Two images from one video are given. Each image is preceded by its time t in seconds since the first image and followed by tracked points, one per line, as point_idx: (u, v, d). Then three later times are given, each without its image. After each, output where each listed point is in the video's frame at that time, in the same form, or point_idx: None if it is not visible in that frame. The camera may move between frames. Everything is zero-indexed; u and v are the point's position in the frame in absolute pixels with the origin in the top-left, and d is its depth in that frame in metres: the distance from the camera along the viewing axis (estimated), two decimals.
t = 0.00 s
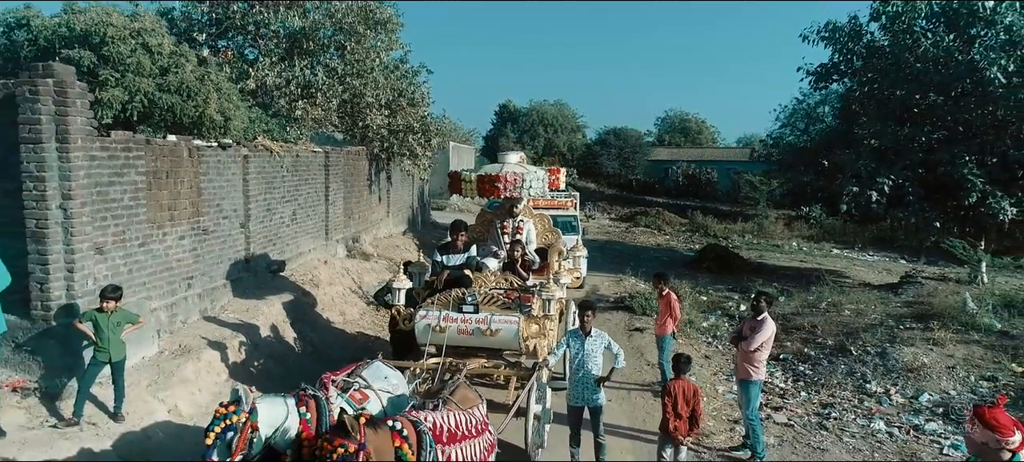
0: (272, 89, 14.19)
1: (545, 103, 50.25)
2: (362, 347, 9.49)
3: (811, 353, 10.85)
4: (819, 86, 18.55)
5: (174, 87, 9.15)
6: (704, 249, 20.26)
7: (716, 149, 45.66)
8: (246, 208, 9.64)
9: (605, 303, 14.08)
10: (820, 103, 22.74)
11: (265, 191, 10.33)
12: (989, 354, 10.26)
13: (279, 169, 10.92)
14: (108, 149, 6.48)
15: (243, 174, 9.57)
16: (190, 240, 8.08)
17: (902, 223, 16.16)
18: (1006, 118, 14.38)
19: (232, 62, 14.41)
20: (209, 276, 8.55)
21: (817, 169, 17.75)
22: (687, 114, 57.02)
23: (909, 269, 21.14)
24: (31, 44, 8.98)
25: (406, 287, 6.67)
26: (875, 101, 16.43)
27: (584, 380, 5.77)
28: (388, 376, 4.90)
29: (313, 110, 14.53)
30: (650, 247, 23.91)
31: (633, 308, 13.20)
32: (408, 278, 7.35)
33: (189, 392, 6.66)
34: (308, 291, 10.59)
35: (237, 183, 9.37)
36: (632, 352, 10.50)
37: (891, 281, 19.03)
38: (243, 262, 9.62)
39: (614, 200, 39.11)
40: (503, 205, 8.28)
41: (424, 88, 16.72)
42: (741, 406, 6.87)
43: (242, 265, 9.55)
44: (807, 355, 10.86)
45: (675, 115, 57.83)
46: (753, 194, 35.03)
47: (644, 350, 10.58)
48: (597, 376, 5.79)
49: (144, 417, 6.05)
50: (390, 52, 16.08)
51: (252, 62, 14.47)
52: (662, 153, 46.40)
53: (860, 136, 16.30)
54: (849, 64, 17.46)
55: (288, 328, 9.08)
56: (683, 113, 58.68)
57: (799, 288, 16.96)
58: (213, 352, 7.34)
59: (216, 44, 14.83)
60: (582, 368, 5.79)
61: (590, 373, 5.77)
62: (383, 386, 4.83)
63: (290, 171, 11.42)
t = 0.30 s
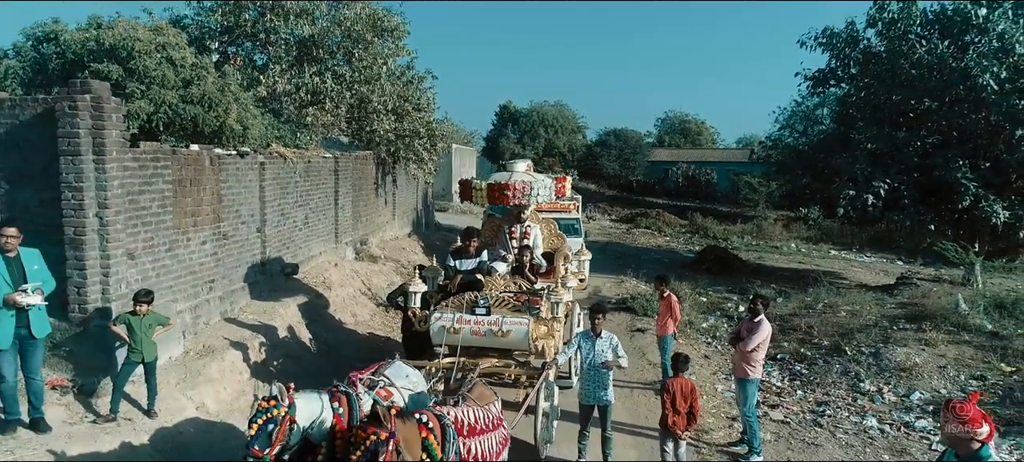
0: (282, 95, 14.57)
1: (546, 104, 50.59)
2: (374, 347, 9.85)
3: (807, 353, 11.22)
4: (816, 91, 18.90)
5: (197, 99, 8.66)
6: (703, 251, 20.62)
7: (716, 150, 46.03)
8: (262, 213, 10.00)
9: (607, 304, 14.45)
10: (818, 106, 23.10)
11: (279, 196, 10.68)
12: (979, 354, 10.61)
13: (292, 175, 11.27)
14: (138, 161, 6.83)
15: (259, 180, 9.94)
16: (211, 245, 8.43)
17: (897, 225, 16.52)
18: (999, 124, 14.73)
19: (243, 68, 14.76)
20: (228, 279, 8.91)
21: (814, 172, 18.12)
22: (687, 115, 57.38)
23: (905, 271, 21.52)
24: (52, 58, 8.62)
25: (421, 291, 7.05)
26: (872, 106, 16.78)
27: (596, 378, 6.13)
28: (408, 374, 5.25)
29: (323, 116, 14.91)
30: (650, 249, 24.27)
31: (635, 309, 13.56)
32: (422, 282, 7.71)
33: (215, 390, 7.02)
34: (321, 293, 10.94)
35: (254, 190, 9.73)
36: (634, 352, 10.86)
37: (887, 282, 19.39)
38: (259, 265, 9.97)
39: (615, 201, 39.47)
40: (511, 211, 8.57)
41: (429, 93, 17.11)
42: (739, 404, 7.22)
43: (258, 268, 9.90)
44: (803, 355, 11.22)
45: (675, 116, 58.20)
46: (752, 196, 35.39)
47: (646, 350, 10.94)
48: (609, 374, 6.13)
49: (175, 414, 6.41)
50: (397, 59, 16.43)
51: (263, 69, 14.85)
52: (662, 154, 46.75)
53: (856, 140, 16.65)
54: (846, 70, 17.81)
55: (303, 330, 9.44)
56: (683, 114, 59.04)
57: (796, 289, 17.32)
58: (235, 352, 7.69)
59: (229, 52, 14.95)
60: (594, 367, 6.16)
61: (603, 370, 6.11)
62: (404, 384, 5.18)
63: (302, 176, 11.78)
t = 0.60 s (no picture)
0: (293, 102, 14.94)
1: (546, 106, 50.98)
2: (385, 349, 10.23)
3: (804, 354, 11.59)
4: (815, 96, 19.25)
5: (219, 110, 8.94)
6: (703, 253, 21.00)
7: (715, 152, 46.43)
8: (278, 219, 10.37)
9: (610, 306, 14.82)
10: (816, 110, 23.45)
11: (294, 203, 11.05)
12: (970, 355, 10.98)
13: (305, 181, 11.63)
14: (167, 172, 7.18)
15: (276, 187, 10.31)
16: (232, 251, 8.79)
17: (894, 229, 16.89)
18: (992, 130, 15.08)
19: (254, 74, 15.11)
20: (247, 283, 9.27)
21: (812, 176, 18.48)
22: (687, 116, 57.77)
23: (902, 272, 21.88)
24: (79, 71, 8.81)
25: (436, 295, 7.46)
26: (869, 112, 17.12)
27: (604, 378, 6.49)
28: (428, 375, 5.59)
29: (333, 123, 15.30)
30: (651, 251, 24.64)
31: (637, 311, 13.94)
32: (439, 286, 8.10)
33: (239, 390, 7.38)
34: (333, 296, 11.31)
35: (270, 196, 10.09)
36: (637, 353, 11.23)
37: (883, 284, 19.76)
38: (275, 270, 10.34)
39: (616, 202, 39.86)
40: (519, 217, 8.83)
41: (434, 99, 17.50)
42: (738, 403, 7.58)
43: (274, 272, 10.27)
44: (800, 356, 11.59)
45: (675, 117, 58.56)
46: (751, 197, 35.77)
47: (648, 351, 11.31)
48: (616, 375, 6.51)
49: (203, 412, 6.77)
50: (403, 66, 16.80)
51: (274, 76, 15.20)
52: (662, 156, 47.12)
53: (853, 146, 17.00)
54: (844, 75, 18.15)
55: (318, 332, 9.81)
56: (683, 115, 59.42)
57: (793, 291, 17.71)
58: (257, 353, 8.06)
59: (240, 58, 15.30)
60: (601, 369, 6.53)
61: (610, 372, 6.49)
62: (425, 384, 5.52)
63: (315, 182, 12.14)
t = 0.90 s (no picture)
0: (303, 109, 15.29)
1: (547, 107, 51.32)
2: (397, 350, 10.61)
3: (801, 354, 11.97)
4: (813, 101, 19.62)
5: (239, 122, 9.36)
6: (703, 255, 21.38)
7: (715, 153, 46.81)
8: (294, 224, 10.74)
9: (612, 307, 15.19)
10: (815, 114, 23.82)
11: (308, 208, 11.42)
12: (962, 356, 11.35)
13: (318, 187, 12.00)
14: (194, 182, 7.54)
15: (292, 193, 10.68)
16: (252, 256, 9.16)
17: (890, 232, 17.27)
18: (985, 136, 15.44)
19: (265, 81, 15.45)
20: (266, 287, 9.64)
21: (810, 180, 18.85)
22: (687, 117, 58.14)
23: (899, 274, 22.26)
24: (104, 83, 9.13)
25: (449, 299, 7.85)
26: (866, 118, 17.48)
27: (608, 379, 6.88)
28: (447, 375, 5.83)
29: (342, 129, 15.65)
30: (652, 252, 25.02)
31: (639, 312, 14.32)
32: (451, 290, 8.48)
33: (262, 389, 7.76)
34: (346, 298, 11.69)
35: (286, 203, 10.47)
36: (639, 353, 11.62)
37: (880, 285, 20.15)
38: (291, 273, 10.71)
39: (616, 204, 40.24)
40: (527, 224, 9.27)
41: (440, 104, 17.87)
42: (737, 402, 7.95)
43: (290, 276, 10.64)
44: (798, 356, 11.97)
45: (675, 118, 58.93)
46: (751, 199, 36.14)
47: (650, 352, 11.69)
48: (620, 374, 6.88)
49: (230, 410, 7.14)
50: (410, 73, 17.16)
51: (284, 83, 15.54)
52: (662, 156, 47.49)
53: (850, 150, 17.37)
54: (842, 81, 18.51)
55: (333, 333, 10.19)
56: (683, 116, 59.78)
57: (791, 292, 18.10)
58: (277, 355, 8.45)
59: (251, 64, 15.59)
60: (607, 369, 6.90)
61: (615, 372, 6.86)
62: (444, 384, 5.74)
63: (327, 188, 12.51)
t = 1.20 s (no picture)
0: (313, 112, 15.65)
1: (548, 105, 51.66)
2: (409, 347, 11.00)
3: (798, 351, 12.37)
4: (811, 102, 19.98)
5: (258, 128, 9.71)
6: (704, 254, 21.77)
7: (714, 150, 47.20)
8: (308, 225, 11.12)
9: (615, 305, 15.59)
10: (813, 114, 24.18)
11: (321, 210, 11.80)
12: (954, 352, 11.75)
13: (330, 189, 12.39)
14: (219, 187, 7.91)
15: (306, 196, 11.05)
16: (271, 257, 9.53)
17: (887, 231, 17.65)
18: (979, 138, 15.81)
19: (275, 85, 15.81)
20: (283, 286, 10.02)
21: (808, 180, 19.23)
22: (686, 114, 58.50)
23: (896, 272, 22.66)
24: (128, 91, 9.48)
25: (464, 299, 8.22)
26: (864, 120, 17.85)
27: (614, 374, 7.25)
28: (463, 371, 6.36)
29: (351, 131, 16.02)
30: (653, 250, 25.42)
31: (641, 310, 14.71)
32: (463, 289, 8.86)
33: (284, 384, 8.14)
34: (358, 297, 12.08)
35: (302, 205, 10.84)
36: (642, 350, 12.01)
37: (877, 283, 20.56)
38: (305, 273, 11.08)
39: (617, 201, 40.64)
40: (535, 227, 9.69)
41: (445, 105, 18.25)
42: (737, 397, 8.33)
43: (305, 275, 11.02)
44: (795, 353, 12.36)
45: (675, 115, 59.28)
46: (750, 196, 36.54)
47: (653, 348, 12.09)
48: (625, 371, 7.26)
49: (256, 404, 7.52)
50: (417, 75, 17.53)
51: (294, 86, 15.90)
52: (662, 154, 47.86)
53: (847, 151, 17.74)
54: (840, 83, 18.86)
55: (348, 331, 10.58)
56: (683, 113, 60.16)
57: (790, 290, 18.50)
58: (297, 351, 8.83)
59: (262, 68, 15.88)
60: (612, 365, 7.28)
61: (620, 368, 7.24)
62: (461, 379, 6.28)
63: (339, 189, 12.89)
